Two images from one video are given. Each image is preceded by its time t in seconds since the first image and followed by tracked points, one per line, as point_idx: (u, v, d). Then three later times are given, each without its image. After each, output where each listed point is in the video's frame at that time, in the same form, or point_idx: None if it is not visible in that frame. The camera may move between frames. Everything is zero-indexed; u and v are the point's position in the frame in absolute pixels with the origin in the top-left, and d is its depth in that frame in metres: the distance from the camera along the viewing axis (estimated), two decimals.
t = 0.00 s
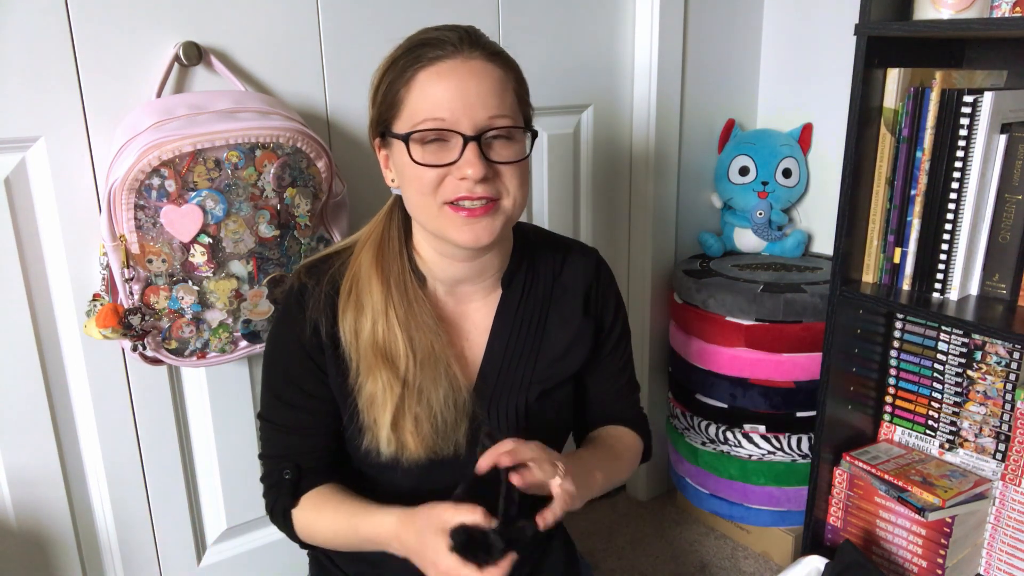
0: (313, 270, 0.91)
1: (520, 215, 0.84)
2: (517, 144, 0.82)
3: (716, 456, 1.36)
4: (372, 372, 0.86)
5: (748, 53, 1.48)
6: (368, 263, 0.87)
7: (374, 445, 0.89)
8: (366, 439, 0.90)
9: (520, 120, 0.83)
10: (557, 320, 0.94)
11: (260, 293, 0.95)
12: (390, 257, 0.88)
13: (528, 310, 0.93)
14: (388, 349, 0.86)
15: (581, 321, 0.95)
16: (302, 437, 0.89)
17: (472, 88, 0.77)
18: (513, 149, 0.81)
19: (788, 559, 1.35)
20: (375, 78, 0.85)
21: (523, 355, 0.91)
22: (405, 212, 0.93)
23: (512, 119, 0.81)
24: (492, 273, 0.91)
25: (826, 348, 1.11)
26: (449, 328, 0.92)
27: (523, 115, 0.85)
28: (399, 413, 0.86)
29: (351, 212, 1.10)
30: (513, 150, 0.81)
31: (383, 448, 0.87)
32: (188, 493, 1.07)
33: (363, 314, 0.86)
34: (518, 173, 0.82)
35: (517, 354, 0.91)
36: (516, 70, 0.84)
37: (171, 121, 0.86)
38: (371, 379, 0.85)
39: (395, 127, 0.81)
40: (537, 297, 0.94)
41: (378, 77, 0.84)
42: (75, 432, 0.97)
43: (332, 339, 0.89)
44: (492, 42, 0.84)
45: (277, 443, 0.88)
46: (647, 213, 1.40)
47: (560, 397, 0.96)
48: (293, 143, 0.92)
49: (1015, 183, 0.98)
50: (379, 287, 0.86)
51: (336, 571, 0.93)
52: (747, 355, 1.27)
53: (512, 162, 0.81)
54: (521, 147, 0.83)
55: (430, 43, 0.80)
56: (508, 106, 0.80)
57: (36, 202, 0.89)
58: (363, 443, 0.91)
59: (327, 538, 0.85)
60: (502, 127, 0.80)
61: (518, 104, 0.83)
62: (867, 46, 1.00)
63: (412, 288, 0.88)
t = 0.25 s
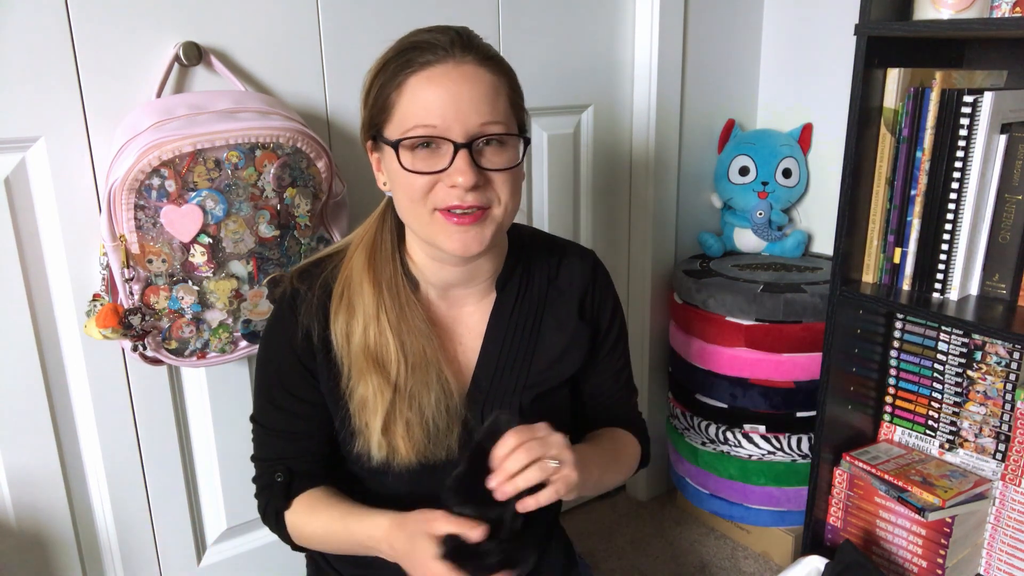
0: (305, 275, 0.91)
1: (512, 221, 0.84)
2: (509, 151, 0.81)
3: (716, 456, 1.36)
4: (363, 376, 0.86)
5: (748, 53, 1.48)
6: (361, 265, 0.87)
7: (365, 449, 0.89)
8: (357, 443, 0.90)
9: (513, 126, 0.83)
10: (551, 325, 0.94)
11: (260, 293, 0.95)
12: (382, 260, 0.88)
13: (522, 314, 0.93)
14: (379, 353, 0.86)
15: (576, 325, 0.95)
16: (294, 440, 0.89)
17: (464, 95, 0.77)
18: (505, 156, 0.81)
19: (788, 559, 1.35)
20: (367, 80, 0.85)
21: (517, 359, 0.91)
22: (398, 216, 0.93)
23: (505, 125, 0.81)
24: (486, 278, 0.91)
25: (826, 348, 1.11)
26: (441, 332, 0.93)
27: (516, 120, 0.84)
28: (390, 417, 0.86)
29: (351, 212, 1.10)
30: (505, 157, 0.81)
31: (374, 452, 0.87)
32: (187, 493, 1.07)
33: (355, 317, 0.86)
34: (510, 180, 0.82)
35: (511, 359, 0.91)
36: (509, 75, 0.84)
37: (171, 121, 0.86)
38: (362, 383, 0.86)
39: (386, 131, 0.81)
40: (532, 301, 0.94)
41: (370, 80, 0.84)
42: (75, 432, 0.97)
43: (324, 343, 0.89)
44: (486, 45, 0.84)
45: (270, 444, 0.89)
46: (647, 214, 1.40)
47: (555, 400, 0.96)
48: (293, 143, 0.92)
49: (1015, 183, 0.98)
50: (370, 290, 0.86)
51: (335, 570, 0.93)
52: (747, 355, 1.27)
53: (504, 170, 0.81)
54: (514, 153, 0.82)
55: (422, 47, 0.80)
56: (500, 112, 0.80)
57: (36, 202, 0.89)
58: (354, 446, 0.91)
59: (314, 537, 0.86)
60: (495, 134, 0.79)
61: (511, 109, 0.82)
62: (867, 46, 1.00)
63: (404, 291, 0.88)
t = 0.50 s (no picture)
0: (298, 277, 0.91)
1: (503, 227, 0.84)
2: (501, 157, 0.81)
3: (716, 456, 1.36)
4: (355, 376, 0.87)
5: (748, 53, 1.48)
6: (352, 265, 0.88)
7: (359, 449, 0.90)
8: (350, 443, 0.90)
9: (505, 130, 0.82)
10: (545, 325, 0.94)
11: (260, 293, 0.95)
12: (375, 261, 0.88)
13: (516, 314, 0.92)
14: (372, 353, 0.87)
15: (573, 325, 0.94)
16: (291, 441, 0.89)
17: (455, 101, 0.77)
18: (496, 161, 0.81)
19: (788, 559, 1.35)
20: (358, 81, 0.85)
21: (512, 360, 0.91)
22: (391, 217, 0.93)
23: (497, 130, 0.80)
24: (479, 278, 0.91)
25: (826, 348, 1.11)
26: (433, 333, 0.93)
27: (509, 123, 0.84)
28: (383, 417, 0.87)
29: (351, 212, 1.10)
30: (497, 162, 0.81)
31: (368, 452, 0.88)
32: (187, 493, 1.07)
33: (347, 316, 0.87)
34: (501, 186, 0.82)
35: (505, 359, 0.91)
36: (501, 78, 0.83)
37: (171, 121, 0.86)
38: (355, 384, 0.87)
39: (377, 136, 0.81)
40: (526, 302, 0.94)
41: (361, 82, 0.84)
42: (75, 432, 0.97)
43: (318, 344, 0.89)
44: (478, 47, 0.83)
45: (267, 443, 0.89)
46: (647, 214, 1.40)
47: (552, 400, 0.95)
48: (293, 143, 0.92)
49: (1015, 183, 0.98)
50: (362, 290, 0.87)
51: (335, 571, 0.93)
52: (747, 355, 1.27)
53: (496, 176, 0.81)
54: (506, 159, 0.82)
55: (413, 51, 0.79)
56: (492, 117, 0.79)
57: (36, 202, 0.89)
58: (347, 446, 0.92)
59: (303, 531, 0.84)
60: (486, 140, 0.79)
61: (503, 114, 0.82)
62: (867, 46, 1.00)
63: (395, 291, 0.89)
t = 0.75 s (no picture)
0: (293, 272, 0.92)
1: (498, 215, 0.84)
2: (493, 145, 0.81)
3: (716, 456, 1.36)
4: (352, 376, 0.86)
5: (748, 53, 1.48)
6: (348, 264, 0.87)
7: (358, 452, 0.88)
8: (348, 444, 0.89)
9: (497, 119, 0.83)
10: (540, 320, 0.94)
11: (260, 293, 0.95)
12: (370, 259, 0.88)
13: (511, 306, 0.93)
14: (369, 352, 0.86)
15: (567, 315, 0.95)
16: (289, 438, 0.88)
17: (446, 88, 0.77)
18: (489, 149, 0.81)
19: (788, 560, 1.35)
20: (350, 77, 0.85)
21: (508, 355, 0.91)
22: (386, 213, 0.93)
23: (489, 118, 0.81)
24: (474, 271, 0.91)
25: (826, 349, 1.11)
26: (430, 329, 0.93)
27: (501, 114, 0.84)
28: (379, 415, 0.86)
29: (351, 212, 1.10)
30: (490, 151, 0.81)
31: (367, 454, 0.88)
32: (187, 494, 1.07)
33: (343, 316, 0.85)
34: (495, 173, 0.81)
35: (500, 354, 0.91)
36: (491, 68, 0.84)
37: (171, 121, 0.86)
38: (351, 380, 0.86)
39: (369, 128, 0.81)
40: (520, 297, 0.94)
41: (352, 77, 0.84)
42: (75, 432, 0.97)
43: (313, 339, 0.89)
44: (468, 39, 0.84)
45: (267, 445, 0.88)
46: (647, 213, 1.40)
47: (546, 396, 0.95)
48: (293, 143, 0.92)
49: (1015, 183, 0.98)
50: (358, 289, 0.86)
51: (335, 570, 0.93)
52: (747, 355, 1.27)
53: (489, 163, 0.80)
54: (499, 147, 0.82)
55: (403, 42, 0.80)
56: (484, 105, 0.80)
57: (36, 202, 0.89)
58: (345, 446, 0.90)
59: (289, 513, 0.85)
60: (478, 127, 0.79)
61: (494, 103, 0.82)
62: (867, 46, 1.00)
63: (392, 289, 0.88)
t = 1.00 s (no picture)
0: (292, 278, 0.92)
1: (494, 217, 0.84)
2: (486, 148, 0.81)
3: (716, 456, 1.36)
4: (352, 383, 0.87)
5: (748, 54, 1.48)
6: (347, 272, 0.88)
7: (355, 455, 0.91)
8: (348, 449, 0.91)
9: (488, 123, 0.82)
10: (538, 321, 0.93)
11: (260, 293, 0.95)
12: (369, 266, 0.89)
13: (509, 309, 0.92)
14: (367, 360, 0.87)
15: (566, 318, 0.94)
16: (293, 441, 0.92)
17: (435, 95, 0.77)
18: (481, 153, 0.81)
19: (788, 560, 1.35)
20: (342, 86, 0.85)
21: (506, 356, 0.91)
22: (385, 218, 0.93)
23: (480, 122, 0.80)
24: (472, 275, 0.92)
25: (826, 349, 1.11)
26: (430, 336, 0.93)
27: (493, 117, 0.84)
28: (379, 424, 0.87)
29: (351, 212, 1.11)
30: (482, 154, 0.81)
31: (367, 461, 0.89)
32: (187, 494, 1.07)
33: (342, 325, 0.87)
34: (489, 177, 0.81)
35: (497, 356, 0.90)
36: (480, 70, 0.84)
37: (171, 121, 0.86)
38: (350, 390, 0.87)
39: (363, 138, 0.82)
40: (519, 300, 0.93)
41: (344, 88, 0.85)
42: (75, 431, 0.97)
43: (312, 347, 0.91)
44: (456, 44, 0.84)
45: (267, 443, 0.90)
46: (647, 213, 1.40)
47: (546, 399, 0.95)
48: (293, 143, 0.92)
49: (1015, 183, 0.98)
50: (357, 297, 0.87)
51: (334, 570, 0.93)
52: (747, 355, 1.27)
53: (482, 167, 0.80)
54: (491, 150, 0.82)
55: (390, 51, 0.80)
56: (473, 109, 0.79)
57: (36, 202, 0.89)
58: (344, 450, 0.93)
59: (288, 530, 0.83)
60: (469, 132, 0.79)
61: (485, 106, 0.82)
62: (867, 46, 1.00)
63: (392, 298, 0.89)
